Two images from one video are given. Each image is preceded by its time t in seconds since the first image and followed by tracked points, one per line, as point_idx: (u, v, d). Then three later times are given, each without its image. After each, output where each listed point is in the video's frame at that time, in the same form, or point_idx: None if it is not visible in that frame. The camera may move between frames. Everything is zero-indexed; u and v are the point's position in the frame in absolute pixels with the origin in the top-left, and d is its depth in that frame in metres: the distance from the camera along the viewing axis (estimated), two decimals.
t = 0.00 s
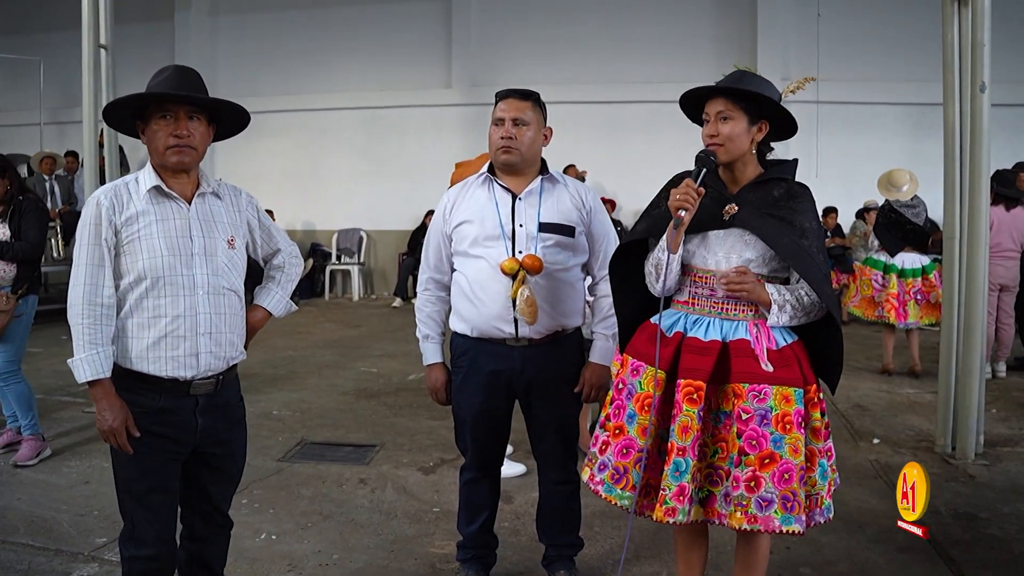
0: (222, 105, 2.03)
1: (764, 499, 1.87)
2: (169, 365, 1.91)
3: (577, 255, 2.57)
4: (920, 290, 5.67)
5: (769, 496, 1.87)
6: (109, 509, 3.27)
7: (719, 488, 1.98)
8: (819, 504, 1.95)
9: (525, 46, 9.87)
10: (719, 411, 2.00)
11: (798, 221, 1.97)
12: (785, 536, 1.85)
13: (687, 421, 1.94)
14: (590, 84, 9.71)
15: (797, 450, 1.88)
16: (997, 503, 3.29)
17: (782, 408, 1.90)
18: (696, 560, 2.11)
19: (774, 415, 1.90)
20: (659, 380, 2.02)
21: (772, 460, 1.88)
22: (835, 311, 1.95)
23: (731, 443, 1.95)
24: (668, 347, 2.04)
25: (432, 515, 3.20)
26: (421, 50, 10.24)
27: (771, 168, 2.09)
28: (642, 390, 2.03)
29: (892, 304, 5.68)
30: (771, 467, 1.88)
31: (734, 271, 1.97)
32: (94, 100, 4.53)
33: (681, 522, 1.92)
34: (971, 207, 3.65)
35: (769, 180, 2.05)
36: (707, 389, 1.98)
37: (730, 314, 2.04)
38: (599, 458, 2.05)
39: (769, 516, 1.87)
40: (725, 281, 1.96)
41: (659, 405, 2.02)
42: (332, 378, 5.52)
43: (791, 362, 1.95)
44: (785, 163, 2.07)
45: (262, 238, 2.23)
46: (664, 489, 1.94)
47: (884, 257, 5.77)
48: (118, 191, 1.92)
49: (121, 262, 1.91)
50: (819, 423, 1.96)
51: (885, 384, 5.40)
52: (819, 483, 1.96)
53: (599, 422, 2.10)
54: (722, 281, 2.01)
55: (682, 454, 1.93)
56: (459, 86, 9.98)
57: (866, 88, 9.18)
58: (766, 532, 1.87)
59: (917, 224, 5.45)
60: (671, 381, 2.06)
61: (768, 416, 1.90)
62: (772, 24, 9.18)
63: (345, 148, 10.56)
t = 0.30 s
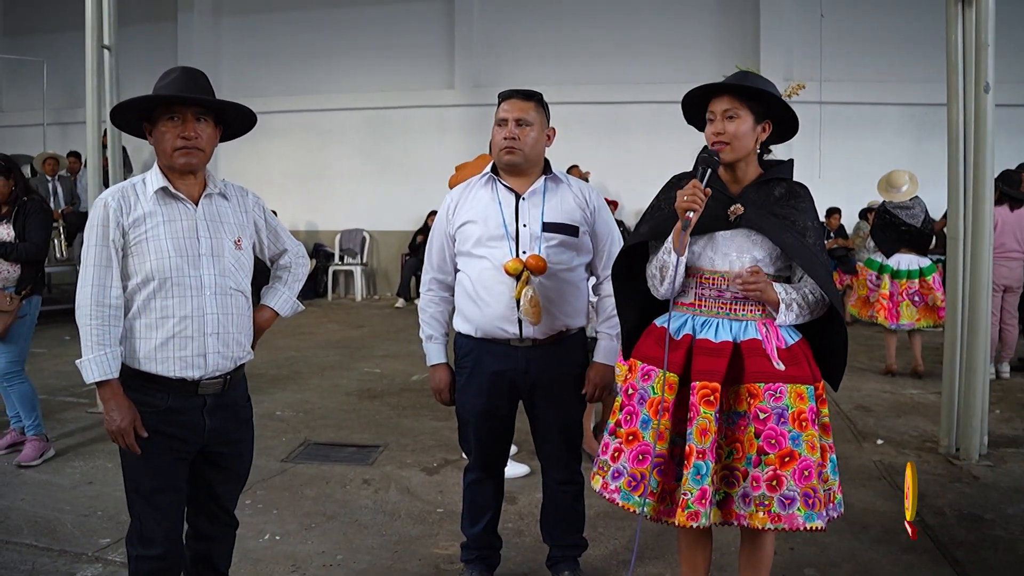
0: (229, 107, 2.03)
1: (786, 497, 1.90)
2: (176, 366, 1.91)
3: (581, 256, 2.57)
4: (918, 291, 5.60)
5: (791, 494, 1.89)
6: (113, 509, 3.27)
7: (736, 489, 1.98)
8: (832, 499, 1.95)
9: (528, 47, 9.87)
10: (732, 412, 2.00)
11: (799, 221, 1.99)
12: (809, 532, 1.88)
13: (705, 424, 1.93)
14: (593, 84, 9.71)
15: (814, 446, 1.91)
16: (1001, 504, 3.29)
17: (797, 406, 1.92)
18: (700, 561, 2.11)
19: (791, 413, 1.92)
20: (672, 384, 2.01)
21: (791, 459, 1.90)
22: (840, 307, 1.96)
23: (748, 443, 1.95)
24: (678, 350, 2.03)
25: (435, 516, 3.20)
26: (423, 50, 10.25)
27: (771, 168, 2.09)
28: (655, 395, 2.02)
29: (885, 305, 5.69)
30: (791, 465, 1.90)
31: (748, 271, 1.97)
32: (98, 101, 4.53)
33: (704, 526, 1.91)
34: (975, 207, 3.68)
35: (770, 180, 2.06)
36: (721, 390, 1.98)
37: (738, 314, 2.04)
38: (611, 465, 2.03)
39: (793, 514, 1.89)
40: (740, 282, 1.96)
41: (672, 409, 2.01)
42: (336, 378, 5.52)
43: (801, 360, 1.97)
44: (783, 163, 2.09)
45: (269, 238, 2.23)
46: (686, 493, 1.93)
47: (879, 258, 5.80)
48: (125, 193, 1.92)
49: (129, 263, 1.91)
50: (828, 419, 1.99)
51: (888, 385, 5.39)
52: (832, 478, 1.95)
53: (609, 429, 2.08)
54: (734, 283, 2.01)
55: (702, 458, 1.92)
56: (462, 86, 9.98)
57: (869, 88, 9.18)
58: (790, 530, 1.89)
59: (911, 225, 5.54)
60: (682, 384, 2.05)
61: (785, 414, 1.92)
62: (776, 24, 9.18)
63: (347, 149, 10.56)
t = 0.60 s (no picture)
0: (236, 109, 2.04)
1: (802, 496, 1.90)
2: (184, 366, 1.92)
3: (583, 255, 2.57)
4: (918, 291, 5.58)
5: (807, 492, 1.89)
6: (117, 510, 3.28)
7: (749, 490, 1.98)
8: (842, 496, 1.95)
9: (530, 47, 9.87)
10: (742, 412, 2.00)
11: (800, 220, 2.00)
12: (825, 529, 1.89)
13: (719, 426, 1.93)
14: (595, 85, 9.71)
15: (826, 444, 1.91)
16: (1005, 504, 3.28)
17: (807, 405, 1.93)
18: (704, 563, 2.11)
19: (802, 412, 1.92)
20: (682, 387, 2.00)
21: (805, 457, 1.90)
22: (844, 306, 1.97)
23: (760, 444, 1.95)
24: (686, 353, 2.03)
25: (439, 517, 3.20)
26: (425, 51, 10.25)
27: (770, 169, 2.09)
28: (665, 399, 2.01)
29: (884, 305, 5.70)
30: (805, 464, 1.90)
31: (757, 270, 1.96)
32: (101, 103, 4.54)
33: (722, 528, 1.91)
34: (979, 207, 3.67)
35: (770, 180, 2.06)
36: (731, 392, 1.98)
37: (744, 315, 2.04)
38: (623, 471, 2.02)
39: (809, 512, 1.89)
40: (749, 282, 1.95)
41: (682, 412, 2.01)
42: (339, 379, 5.53)
43: (808, 359, 1.98)
44: (781, 163, 2.09)
45: (274, 237, 2.23)
46: (702, 496, 1.92)
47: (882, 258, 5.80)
48: (133, 194, 1.93)
49: (137, 264, 1.91)
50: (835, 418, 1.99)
51: (892, 385, 5.39)
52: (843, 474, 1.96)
53: (618, 434, 2.07)
54: (742, 284, 2.01)
55: (718, 460, 1.92)
56: (464, 87, 9.98)
57: (872, 88, 9.17)
58: (807, 528, 1.89)
59: (911, 225, 5.52)
60: (691, 386, 2.05)
61: (797, 413, 1.92)
62: (779, 25, 9.18)
63: (350, 149, 10.57)
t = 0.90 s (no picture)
0: (244, 110, 2.05)
1: (810, 495, 1.89)
2: (187, 366, 1.92)
3: (582, 255, 2.56)
4: (924, 290, 5.56)
5: (814, 491, 1.89)
6: (121, 509, 3.28)
7: (756, 490, 1.98)
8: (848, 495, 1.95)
9: (533, 48, 9.88)
10: (748, 412, 2.00)
11: (802, 219, 2.00)
12: (833, 527, 1.88)
13: (726, 425, 1.93)
14: (598, 85, 9.71)
15: (832, 443, 1.92)
16: (1009, 505, 3.28)
17: (813, 404, 1.93)
18: (709, 564, 2.10)
19: (808, 411, 1.92)
20: (688, 388, 2.00)
21: (812, 456, 1.90)
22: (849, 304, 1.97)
23: (767, 443, 1.95)
24: (692, 354, 2.03)
25: (441, 517, 3.21)
26: (428, 51, 10.26)
27: (771, 168, 2.09)
28: (671, 399, 2.01)
29: (890, 305, 5.69)
30: (812, 462, 1.90)
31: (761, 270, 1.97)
32: (104, 104, 4.54)
33: (731, 528, 1.91)
34: (982, 208, 3.66)
35: (771, 180, 2.06)
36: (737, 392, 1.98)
37: (749, 315, 2.04)
38: (630, 473, 2.01)
39: (817, 511, 1.89)
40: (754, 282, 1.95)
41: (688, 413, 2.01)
42: (342, 380, 5.53)
43: (813, 358, 1.98)
44: (782, 163, 2.09)
45: (278, 239, 2.24)
46: (711, 496, 1.92)
47: (888, 259, 5.80)
48: (138, 194, 1.93)
49: (142, 263, 1.91)
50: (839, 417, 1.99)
51: (895, 386, 5.38)
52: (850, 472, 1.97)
53: (624, 436, 2.06)
54: (746, 283, 2.01)
55: (726, 460, 1.92)
56: (467, 87, 9.98)
57: (876, 89, 9.16)
58: (815, 527, 1.89)
59: (916, 225, 5.55)
60: (696, 387, 2.05)
61: (803, 412, 1.92)
62: (782, 26, 9.17)
63: (353, 149, 10.58)
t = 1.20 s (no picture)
0: (250, 111, 2.06)
1: (804, 496, 1.89)
2: (190, 367, 1.92)
3: (573, 256, 2.54)
4: (928, 290, 5.57)
5: (809, 493, 1.89)
6: (122, 510, 3.29)
7: (752, 490, 1.99)
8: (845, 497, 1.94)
9: (534, 48, 9.88)
10: (745, 413, 2.01)
11: (803, 219, 1.99)
12: (827, 530, 1.88)
13: (721, 426, 1.93)
14: (599, 85, 9.72)
15: (828, 445, 1.91)
16: (1009, 506, 3.28)
17: (810, 406, 1.93)
18: (709, 564, 2.11)
19: (805, 412, 1.92)
20: (684, 388, 2.00)
21: (808, 458, 1.90)
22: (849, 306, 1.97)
23: (763, 444, 1.95)
24: (689, 354, 2.03)
25: (443, 517, 3.21)
26: (429, 52, 10.26)
27: (772, 168, 2.09)
28: (668, 399, 2.01)
29: (893, 304, 5.70)
30: (807, 464, 1.90)
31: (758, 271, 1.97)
32: (106, 105, 4.55)
33: (724, 528, 1.92)
34: (983, 209, 3.66)
35: (772, 181, 2.06)
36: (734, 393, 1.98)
37: (747, 316, 2.05)
38: (626, 471, 2.02)
39: (811, 512, 1.89)
40: (750, 283, 1.96)
41: (685, 412, 2.01)
42: (344, 380, 5.53)
43: (811, 360, 1.98)
44: (783, 163, 2.09)
45: (276, 241, 2.24)
46: (705, 496, 1.92)
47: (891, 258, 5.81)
48: (141, 193, 1.93)
49: (145, 264, 1.91)
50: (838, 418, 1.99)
51: (896, 386, 5.39)
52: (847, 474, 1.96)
53: (622, 434, 2.08)
54: (743, 284, 2.02)
55: (720, 460, 1.92)
56: (468, 87, 9.99)
57: (877, 89, 9.16)
58: (809, 528, 1.89)
59: (920, 224, 5.54)
60: (694, 387, 2.05)
61: (799, 413, 1.92)
62: (784, 25, 9.17)
63: (354, 150, 10.58)
